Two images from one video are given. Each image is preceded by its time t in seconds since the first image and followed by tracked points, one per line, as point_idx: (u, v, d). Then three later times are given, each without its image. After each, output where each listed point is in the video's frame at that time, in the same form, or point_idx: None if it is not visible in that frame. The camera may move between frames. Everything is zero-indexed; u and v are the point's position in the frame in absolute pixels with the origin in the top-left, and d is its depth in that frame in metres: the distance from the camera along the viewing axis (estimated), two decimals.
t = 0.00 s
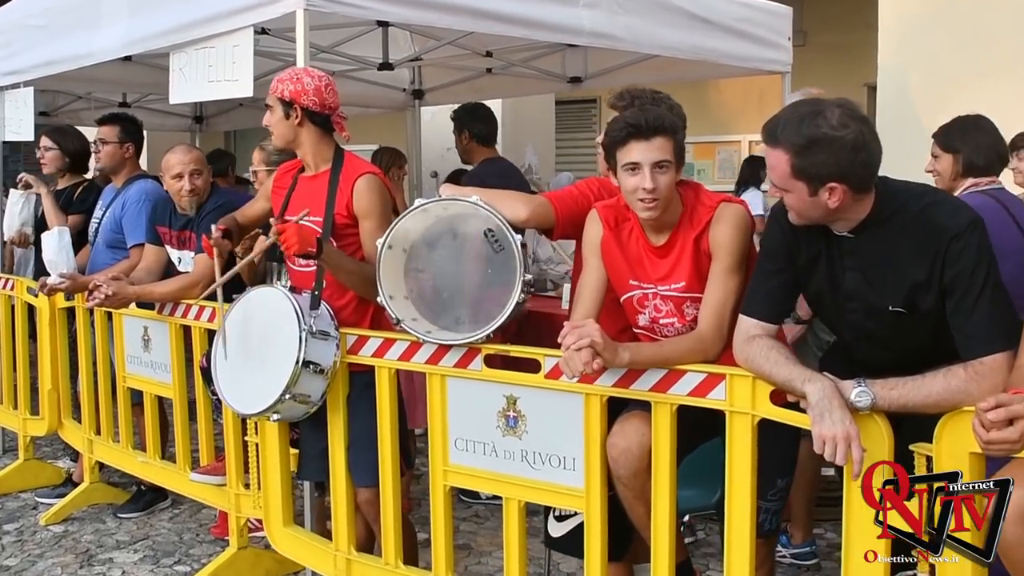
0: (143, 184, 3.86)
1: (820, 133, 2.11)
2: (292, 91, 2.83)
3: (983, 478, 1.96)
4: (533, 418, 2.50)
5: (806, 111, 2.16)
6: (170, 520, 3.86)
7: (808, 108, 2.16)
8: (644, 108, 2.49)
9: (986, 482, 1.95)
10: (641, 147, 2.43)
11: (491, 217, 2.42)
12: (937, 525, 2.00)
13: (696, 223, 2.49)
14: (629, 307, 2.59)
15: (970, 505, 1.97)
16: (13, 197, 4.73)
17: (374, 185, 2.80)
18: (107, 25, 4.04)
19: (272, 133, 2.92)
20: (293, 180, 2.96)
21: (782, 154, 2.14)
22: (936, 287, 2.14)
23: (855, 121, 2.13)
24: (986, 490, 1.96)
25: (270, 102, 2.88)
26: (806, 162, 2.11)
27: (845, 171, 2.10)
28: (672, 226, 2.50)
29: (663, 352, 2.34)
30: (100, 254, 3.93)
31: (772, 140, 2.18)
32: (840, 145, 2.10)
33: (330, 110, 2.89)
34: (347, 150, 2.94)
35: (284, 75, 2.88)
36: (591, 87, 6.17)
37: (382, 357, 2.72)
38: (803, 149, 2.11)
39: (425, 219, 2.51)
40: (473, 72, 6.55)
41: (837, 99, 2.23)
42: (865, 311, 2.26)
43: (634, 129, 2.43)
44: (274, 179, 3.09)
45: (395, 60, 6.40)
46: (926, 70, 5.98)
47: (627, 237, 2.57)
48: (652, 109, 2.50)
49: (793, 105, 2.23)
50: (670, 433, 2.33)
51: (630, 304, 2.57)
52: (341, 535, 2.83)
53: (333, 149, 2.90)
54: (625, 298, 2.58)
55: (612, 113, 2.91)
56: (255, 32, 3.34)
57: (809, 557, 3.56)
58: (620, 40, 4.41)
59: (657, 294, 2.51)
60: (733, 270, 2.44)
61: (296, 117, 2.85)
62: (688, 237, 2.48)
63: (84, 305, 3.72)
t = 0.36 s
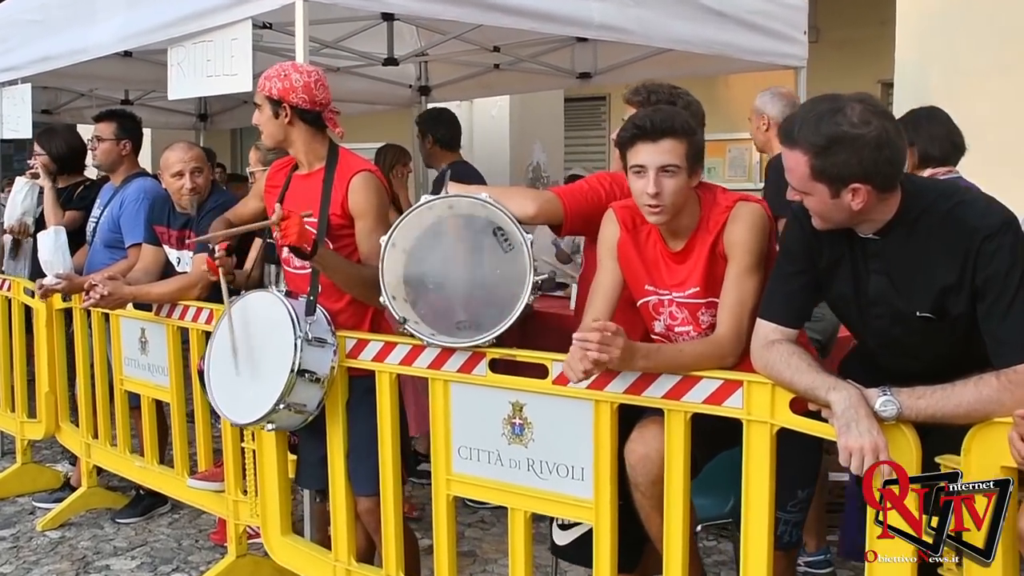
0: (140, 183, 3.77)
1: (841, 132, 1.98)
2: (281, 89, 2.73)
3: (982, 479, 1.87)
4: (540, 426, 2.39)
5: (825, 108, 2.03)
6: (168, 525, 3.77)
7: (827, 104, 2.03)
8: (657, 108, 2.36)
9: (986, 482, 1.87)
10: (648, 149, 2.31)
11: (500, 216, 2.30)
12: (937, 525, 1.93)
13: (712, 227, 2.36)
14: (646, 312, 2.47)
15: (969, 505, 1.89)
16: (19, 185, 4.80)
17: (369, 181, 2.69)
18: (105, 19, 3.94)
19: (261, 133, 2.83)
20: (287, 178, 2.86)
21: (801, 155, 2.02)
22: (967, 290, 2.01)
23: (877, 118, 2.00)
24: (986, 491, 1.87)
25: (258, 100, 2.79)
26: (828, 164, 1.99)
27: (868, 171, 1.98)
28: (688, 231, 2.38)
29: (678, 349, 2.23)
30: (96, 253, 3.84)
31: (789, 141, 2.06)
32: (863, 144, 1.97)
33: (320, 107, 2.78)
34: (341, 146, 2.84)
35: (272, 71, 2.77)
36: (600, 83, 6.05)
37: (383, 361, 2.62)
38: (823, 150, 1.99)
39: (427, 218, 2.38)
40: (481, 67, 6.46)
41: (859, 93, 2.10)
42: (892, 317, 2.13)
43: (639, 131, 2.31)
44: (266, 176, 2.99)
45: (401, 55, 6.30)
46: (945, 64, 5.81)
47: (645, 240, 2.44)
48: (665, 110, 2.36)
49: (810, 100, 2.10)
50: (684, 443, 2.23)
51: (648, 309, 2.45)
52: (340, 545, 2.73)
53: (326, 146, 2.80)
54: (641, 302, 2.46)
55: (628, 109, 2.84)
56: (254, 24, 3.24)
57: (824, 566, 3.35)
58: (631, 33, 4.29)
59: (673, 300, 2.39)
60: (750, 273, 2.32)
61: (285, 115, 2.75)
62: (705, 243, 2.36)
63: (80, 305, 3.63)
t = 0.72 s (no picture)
0: (132, 181, 3.68)
1: (850, 131, 1.89)
2: (273, 83, 2.63)
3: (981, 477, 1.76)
4: (546, 434, 2.29)
5: (831, 107, 1.93)
6: (163, 533, 3.67)
7: (834, 103, 1.93)
8: (689, 117, 2.22)
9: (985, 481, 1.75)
10: (676, 162, 2.20)
11: (512, 222, 2.22)
12: (937, 526, 1.81)
13: (730, 238, 2.28)
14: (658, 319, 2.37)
15: (968, 505, 1.77)
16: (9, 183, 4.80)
17: (366, 179, 2.59)
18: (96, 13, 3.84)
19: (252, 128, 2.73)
20: (279, 176, 2.77)
21: (811, 158, 1.93)
22: (985, 294, 1.91)
23: (888, 114, 1.90)
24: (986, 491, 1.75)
25: (249, 95, 2.69)
26: (838, 165, 1.89)
27: (881, 170, 1.88)
28: (707, 239, 2.28)
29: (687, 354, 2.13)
30: (88, 254, 3.76)
31: (797, 143, 1.97)
32: (875, 142, 1.87)
33: (313, 100, 2.69)
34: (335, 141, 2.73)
35: (261, 64, 2.68)
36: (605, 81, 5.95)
37: (381, 366, 2.52)
38: (832, 152, 1.90)
39: (431, 216, 2.29)
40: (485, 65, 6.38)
41: (870, 88, 2.00)
42: (906, 323, 2.04)
43: (671, 143, 2.18)
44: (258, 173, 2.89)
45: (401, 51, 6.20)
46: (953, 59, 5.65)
47: (660, 243, 2.34)
48: (697, 119, 2.23)
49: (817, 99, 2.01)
50: (696, 451, 2.13)
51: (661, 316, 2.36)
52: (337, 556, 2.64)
53: (319, 142, 2.69)
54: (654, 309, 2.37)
55: (636, 104, 2.71)
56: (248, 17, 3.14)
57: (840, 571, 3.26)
58: (638, 28, 4.19)
59: (689, 307, 2.30)
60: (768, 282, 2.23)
61: (276, 110, 2.66)
62: (722, 254, 2.27)
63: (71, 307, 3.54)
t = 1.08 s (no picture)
0: (121, 180, 3.59)
1: (849, 143, 1.82)
2: (274, 77, 2.54)
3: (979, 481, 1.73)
4: (553, 442, 2.20)
5: (816, 128, 1.88)
6: (152, 542, 3.57)
7: (818, 123, 1.88)
8: (692, 114, 2.14)
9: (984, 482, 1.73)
10: (678, 160, 2.11)
11: (519, 221, 2.13)
12: (937, 525, 1.77)
13: (744, 238, 2.18)
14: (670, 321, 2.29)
15: (968, 507, 1.73)
16: None
17: (369, 178, 2.49)
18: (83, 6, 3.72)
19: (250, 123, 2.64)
20: (277, 174, 2.67)
21: (818, 185, 1.83)
22: (1002, 303, 1.84)
23: (872, 117, 1.85)
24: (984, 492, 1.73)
25: (248, 87, 2.59)
26: (850, 182, 1.81)
27: (891, 172, 1.81)
28: (722, 240, 2.20)
29: (702, 357, 2.03)
30: (76, 254, 3.66)
31: (798, 177, 1.87)
32: (875, 147, 1.81)
33: (316, 96, 2.60)
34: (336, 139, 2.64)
35: (265, 56, 2.58)
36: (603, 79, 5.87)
37: (382, 371, 2.43)
38: (840, 170, 1.81)
39: (436, 215, 2.21)
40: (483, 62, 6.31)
41: (839, 102, 1.96)
42: (920, 332, 1.96)
43: (671, 141, 2.10)
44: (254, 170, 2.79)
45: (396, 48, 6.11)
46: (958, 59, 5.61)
47: (671, 244, 2.25)
48: (702, 115, 2.14)
49: (798, 128, 1.96)
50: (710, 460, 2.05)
51: (672, 318, 2.28)
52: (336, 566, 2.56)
53: (321, 139, 2.61)
54: (665, 310, 2.28)
55: (644, 104, 2.62)
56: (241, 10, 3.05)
57: None
58: (640, 25, 4.12)
59: (700, 311, 2.22)
60: (785, 283, 2.14)
61: (277, 104, 2.57)
62: (737, 254, 2.19)
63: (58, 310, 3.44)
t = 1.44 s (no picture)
0: (116, 180, 3.54)
1: (855, 135, 1.77)
2: (279, 74, 2.49)
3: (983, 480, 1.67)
4: (557, 448, 2.15)
5: (820, 120, 1.83)
6: (145, 547, 3.51)
7: (822, 115, 1.83)
8: (677, 119, 2.07)
9: (986, 483, 1.66)
10: (685, 172, 2.04)
11: (517, 217, 2.07)
12: (937, 525, 1.74)
13: (745, 233, 2.13)
14: (677, 321, 2.24)
15: (969, 506, 1.69)
16: None
17: (373, 178, 2.45)
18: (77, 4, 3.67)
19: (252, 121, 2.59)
20: (279, 173, 2.63)
21: (825, 175, 1.78)
22: (1003, 312, 1.79)
23: (877, 111, 1.81)
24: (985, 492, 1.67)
25: (251, 84, 2.54)
26: (854, 175, 1.76)
27: (897, 166, 1.77)
28: (722, 237, 2.14)
29: (709, 372, 1.98)
30: (69, 254, 3.60)
31: (803, 167, 1.81)
32: (880, 140, 1.77)
33: (320, 94, 2.55)
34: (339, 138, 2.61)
35: (268, 52, 2.53)
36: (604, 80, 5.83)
37: (381, 374, 2.38)
38: (845, 161, 1.76)
39: (436, 216, 2.16)
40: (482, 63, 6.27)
41: (842, 97, 1.92)
42: (921, 334, 1.92)
43: (674, 155, 2.02)
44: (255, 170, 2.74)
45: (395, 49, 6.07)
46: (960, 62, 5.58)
47: (676, 244, 2.20)
48: (686, 117, 2.08)
49: (799, 122, 1.92)
50: (717, 467, 2.00)
51: (679, 319, 2.23)
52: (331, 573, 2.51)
53: (325, 138, 2.57)
54: (671, 311, 2.23)
55: (644, 105, 2.58)
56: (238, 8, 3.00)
57: None
58: (642, 26, 4.08)
59: (706, 311, 2.17)
60: (791, 278, 2.08)
61: (281, 101, 2.52)
62: (738, 250, 2.13)
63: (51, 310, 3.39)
